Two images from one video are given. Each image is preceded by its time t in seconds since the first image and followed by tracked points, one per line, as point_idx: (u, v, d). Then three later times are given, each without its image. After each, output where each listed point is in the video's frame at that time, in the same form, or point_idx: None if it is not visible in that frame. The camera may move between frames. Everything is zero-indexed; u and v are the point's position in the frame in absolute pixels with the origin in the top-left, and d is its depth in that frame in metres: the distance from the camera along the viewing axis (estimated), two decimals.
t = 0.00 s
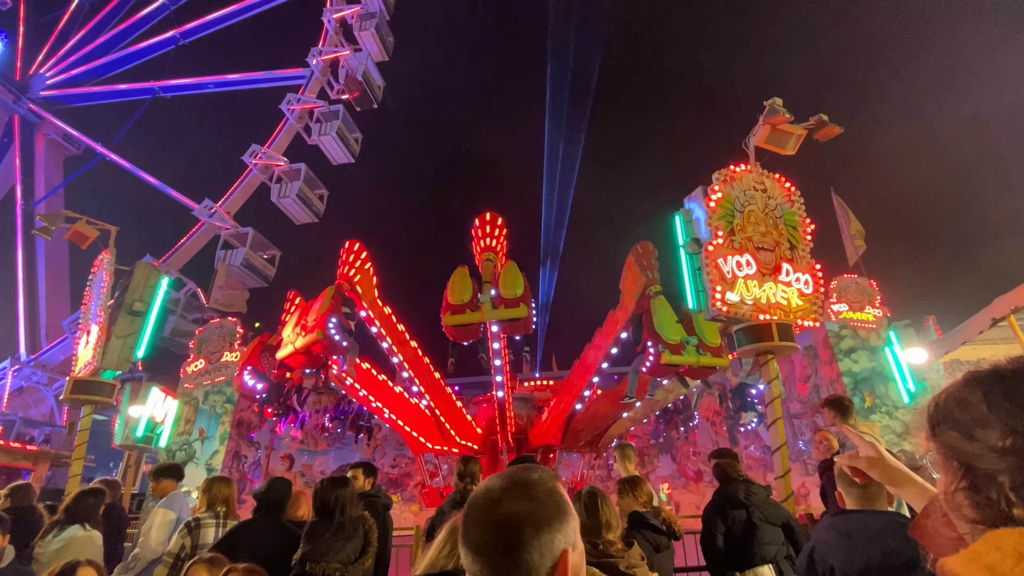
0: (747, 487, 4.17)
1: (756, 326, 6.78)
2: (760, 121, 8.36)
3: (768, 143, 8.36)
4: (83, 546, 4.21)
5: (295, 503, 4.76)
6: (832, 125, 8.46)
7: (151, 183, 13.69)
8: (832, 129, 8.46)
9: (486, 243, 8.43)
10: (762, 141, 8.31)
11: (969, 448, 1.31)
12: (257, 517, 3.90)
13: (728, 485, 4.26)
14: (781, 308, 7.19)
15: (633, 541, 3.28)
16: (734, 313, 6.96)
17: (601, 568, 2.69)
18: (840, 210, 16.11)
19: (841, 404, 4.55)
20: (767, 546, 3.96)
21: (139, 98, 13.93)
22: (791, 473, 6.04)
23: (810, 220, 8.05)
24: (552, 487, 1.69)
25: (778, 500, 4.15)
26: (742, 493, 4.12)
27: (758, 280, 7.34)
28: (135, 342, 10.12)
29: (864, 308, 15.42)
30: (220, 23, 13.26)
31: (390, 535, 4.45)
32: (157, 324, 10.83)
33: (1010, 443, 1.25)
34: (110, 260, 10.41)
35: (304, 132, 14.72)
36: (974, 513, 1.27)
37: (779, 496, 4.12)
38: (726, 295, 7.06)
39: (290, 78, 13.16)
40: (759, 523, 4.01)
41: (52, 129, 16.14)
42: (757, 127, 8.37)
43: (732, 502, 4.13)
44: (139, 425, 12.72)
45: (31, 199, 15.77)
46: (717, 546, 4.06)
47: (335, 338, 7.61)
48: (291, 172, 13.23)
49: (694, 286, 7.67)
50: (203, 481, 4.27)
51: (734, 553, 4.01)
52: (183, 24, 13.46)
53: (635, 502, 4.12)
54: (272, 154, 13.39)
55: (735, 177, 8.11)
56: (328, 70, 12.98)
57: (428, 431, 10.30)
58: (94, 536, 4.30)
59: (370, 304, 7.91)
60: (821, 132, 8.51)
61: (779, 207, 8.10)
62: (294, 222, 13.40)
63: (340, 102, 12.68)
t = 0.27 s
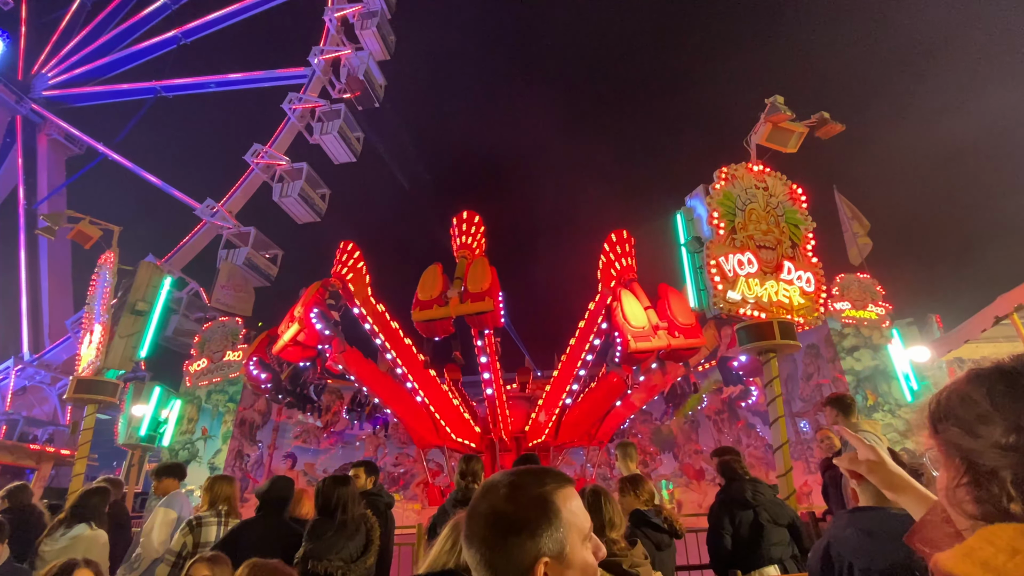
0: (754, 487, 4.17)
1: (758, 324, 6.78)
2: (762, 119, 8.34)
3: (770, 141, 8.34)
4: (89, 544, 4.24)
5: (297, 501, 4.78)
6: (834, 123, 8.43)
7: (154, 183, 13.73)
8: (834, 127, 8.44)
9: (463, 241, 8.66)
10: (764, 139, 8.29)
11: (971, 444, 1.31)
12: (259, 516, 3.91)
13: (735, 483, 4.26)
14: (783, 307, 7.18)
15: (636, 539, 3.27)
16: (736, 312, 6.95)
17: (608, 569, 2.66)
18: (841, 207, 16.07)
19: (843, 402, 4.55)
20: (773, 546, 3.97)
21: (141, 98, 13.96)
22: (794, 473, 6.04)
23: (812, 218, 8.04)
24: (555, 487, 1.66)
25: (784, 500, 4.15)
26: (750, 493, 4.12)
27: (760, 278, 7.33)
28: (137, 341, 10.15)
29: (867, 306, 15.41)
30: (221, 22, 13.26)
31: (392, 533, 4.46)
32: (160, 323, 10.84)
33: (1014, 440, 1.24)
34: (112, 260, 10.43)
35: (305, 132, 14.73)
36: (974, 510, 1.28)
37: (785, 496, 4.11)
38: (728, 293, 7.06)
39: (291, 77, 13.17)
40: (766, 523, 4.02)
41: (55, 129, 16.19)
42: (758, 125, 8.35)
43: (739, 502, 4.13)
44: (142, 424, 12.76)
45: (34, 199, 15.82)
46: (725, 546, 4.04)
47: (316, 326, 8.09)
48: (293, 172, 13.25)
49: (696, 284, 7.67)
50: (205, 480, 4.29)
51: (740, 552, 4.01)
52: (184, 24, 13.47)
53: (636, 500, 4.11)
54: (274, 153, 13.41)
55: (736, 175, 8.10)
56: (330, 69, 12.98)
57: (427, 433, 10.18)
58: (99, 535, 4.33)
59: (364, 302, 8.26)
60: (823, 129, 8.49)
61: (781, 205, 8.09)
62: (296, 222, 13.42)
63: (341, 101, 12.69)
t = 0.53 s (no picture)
0: (759, 486, 4.16)
1: (759, 322, 6.77)
2: (763, 116, 8.32)
3: (771, 139, 8.33)
4: (95, 543, 4.26)
5: (300, 499, 4.79)
6: (836, 120, 8.41)
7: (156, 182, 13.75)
8: (836, 124, 8.42)
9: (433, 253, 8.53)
10: (765, 137, 8.28)
11: (959, 444, 1.32)
12: (262, 514, 3.92)
13: (740, 481, 4.26)
14: (784, 304, 7.17)
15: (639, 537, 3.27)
16: (736, 310, 6.95)
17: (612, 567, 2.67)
18: (844, 204, 16.01)
19: (845, 400, 4.55)
20: (778, 546, 3.97)
21: (142, 97, 13.97)
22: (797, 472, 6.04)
23: (813, 216, 8.02)
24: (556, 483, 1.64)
25: (789, 500, 4.14)
26: (754, 492, 4.11)
27: (761, 276, 7.32)
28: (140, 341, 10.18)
29: (869, 304, 15.37)
30: (222, 21, 13.26)
31: (394, 531, 4.47)
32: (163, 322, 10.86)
33: (1002, 440, 1.24)
34: (115, 260, 10.46)
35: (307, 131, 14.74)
36: (963, 509, 1.28)
37: (790, 495, 4.10)
38: (729, 291, 7.05)
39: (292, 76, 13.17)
40: (770, 523, 4.01)
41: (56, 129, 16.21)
42: (760, 122, 8.33)
43: (743, 501, 4.12)
44: (145, 423, 12.80)
45: (36, 199, 15.85)
46: (727, 545, 4.05)
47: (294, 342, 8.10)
48: (294, 171, 13.26)
49: (697, 282, 7.66)
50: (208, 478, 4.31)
51: (743, 551, 4.02)
52: (185, 24, 13.47)
53: (638, 498, 4.13)
54: (275, 153, 13.43)
55: (738, 173, 8.08)
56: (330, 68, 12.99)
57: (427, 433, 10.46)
58: (106, 534, 4.35)
59: (346, 313, 7.95)
60: (824, 126, 8.46)
61: (782, 202, 8.07)
62: (297, 221, 13.44)
63: (342, 100, 12.69)
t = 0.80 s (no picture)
0: (762, 485, 4.15)
1: (761, 319, 6.76)
2: (765, 113, 8.30)
3: (773, 135, 8.30)
4: (100, 541, 4.27)
5: (302, 498, 4.79)
6: (838, 116, 8.38)
7: (158, 182, 13.79)
8: (838, 120, 8.39)
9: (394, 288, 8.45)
10: (767, 134, 8.25)
11: (951, 442, 1.31)
12: (265, 512, 3.93)
13: (743, 479, 4.26)
14: (786, 302, 7.16)
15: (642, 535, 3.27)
16: (738, 308, 6.94)
17: (613, 563, 2.70)
18: (847, 201, 15.97)
19: (849, 397, 4.54)
20: (780, 545, 3.96)
21: (144, 98, 14.00)
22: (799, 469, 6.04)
23: (816, 213, 8.00)
24: (558, 473, 1.72)
25: (792, 499, 4.13)
26: (757, 491, 4.10)
27: (763, 274, 7.30)
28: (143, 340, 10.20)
29: (872, 301, 15.35)
30: (223, 21, 13.27)
31: (396, 530, 4.47)
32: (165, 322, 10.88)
33: (996, 441, 1.24)
34: (117, 260, 10.48)
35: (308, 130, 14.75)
36: (950, 506, 1.28)
37: (793, 494, 4.09)
38: (731, 289, 7.04)
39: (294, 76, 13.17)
40: (773, 522, 4.00)
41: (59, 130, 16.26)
42: (762, 119, 8.31)
43: (746, 500, 4.11)
44: (149, 422, 12.84)
45: (39, 200, 15.90)
46: (729, 542, 4.05)
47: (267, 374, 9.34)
48: (296, 171, 13.26)
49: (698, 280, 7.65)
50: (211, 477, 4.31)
51: (746, 550, 4.01)
52: (186, 24, 13.49)
53: (640, 495, 4.13)
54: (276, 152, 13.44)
55: (739, 170, 8.05)
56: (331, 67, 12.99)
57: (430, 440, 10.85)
58: (109, 533, 4.36)
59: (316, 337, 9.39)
60: (827, 123, 8.43)
61: (784, 200, 8.04)
62: (299, 221, 13.47)
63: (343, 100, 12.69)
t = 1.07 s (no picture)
0: (765, 482, 4.14)
1: (763, 317, 6.77)
2: (767, 110, 8.26)
3: (775, 132, 8.27)
4: (104, 541, 4.28)
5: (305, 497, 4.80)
6: (841, 113, 8.35)
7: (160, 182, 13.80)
8: (840, 117, 8.35)
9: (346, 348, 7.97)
10: (768, 131, 8.22)
11: (944, 442, 1.29)
12: (268, 511, 3.93)
13: (746, 477, 4.25)
14: (789, 299, 7.13)
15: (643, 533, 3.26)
16: (741, 304, 6.91)
17: (615, 561, 2.68)
18: (850, 198, 15.91)
19: (852, 395, 4.52)
20: (783, 544, 3.96)
21: (146, 98, 14.00)
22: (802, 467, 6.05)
23: (818, 210, 7.98)
24: (567, 472, 1.72)
25: (797, 497, 4.11)
26: (760, 488, 4.09)
27: (766, 271, 7.28)
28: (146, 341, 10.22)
29: (874, 298, 15.31)
30: (224, 21, 13.26)
31: (399, 528, 4.47)
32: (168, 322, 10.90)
33: (993, 443, 1.22)
34: (119, 260, 10.50)
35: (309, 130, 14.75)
36: (940, 504, 1.27)
37: (797, 492, 4.07)
38: (734, 286, 7.01)
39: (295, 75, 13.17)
40: (776, 521, 3.99)
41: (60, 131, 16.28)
42: (764, 116, 8.27)
43: (749, 498, 4.10)
44: (152, 422, 12.87)
45: (42, 201, 15.93)
46: (732, 539, 4.04)
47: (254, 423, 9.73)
48: (297, 170, 13.26)
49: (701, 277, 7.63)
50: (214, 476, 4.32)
51: (748, 548, 4.00)
52: (187, 24, 13.49)
53: (642, 493, 4.11)
54: (278, 152, 13.45)
55: (741, 167, 8.03)
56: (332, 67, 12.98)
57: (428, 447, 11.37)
58: (113, 533, 4.37)
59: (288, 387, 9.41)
60: (829, 119, 8.40)
61: (786, 196, 8.02)
62: (300, 220, 13.48)
63: (344, 99, 12.69)
